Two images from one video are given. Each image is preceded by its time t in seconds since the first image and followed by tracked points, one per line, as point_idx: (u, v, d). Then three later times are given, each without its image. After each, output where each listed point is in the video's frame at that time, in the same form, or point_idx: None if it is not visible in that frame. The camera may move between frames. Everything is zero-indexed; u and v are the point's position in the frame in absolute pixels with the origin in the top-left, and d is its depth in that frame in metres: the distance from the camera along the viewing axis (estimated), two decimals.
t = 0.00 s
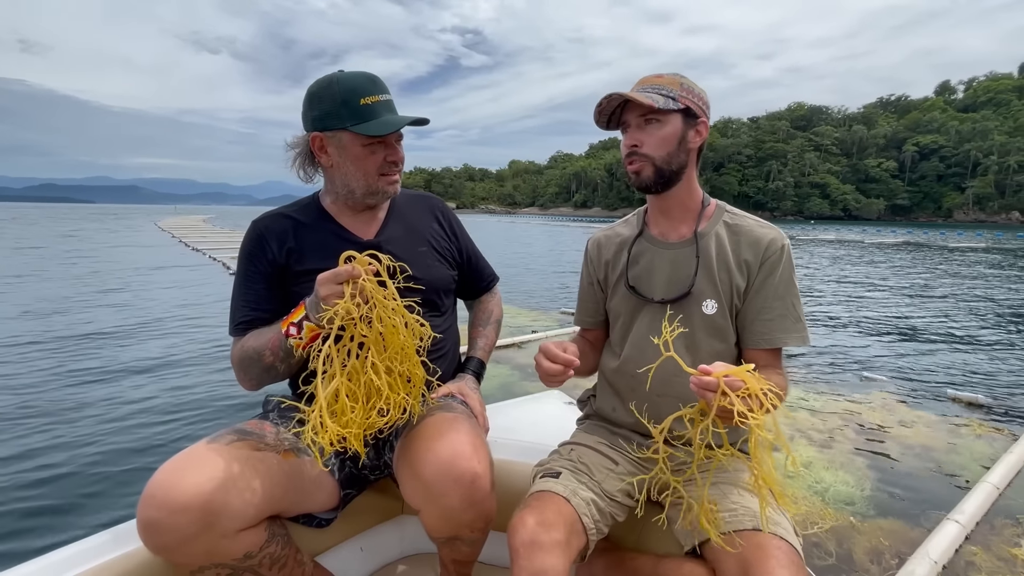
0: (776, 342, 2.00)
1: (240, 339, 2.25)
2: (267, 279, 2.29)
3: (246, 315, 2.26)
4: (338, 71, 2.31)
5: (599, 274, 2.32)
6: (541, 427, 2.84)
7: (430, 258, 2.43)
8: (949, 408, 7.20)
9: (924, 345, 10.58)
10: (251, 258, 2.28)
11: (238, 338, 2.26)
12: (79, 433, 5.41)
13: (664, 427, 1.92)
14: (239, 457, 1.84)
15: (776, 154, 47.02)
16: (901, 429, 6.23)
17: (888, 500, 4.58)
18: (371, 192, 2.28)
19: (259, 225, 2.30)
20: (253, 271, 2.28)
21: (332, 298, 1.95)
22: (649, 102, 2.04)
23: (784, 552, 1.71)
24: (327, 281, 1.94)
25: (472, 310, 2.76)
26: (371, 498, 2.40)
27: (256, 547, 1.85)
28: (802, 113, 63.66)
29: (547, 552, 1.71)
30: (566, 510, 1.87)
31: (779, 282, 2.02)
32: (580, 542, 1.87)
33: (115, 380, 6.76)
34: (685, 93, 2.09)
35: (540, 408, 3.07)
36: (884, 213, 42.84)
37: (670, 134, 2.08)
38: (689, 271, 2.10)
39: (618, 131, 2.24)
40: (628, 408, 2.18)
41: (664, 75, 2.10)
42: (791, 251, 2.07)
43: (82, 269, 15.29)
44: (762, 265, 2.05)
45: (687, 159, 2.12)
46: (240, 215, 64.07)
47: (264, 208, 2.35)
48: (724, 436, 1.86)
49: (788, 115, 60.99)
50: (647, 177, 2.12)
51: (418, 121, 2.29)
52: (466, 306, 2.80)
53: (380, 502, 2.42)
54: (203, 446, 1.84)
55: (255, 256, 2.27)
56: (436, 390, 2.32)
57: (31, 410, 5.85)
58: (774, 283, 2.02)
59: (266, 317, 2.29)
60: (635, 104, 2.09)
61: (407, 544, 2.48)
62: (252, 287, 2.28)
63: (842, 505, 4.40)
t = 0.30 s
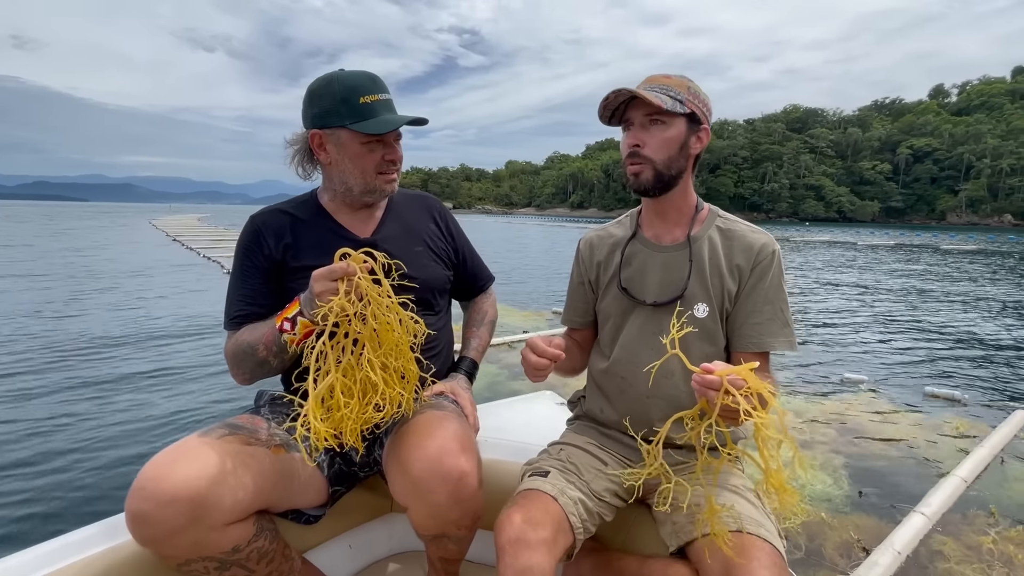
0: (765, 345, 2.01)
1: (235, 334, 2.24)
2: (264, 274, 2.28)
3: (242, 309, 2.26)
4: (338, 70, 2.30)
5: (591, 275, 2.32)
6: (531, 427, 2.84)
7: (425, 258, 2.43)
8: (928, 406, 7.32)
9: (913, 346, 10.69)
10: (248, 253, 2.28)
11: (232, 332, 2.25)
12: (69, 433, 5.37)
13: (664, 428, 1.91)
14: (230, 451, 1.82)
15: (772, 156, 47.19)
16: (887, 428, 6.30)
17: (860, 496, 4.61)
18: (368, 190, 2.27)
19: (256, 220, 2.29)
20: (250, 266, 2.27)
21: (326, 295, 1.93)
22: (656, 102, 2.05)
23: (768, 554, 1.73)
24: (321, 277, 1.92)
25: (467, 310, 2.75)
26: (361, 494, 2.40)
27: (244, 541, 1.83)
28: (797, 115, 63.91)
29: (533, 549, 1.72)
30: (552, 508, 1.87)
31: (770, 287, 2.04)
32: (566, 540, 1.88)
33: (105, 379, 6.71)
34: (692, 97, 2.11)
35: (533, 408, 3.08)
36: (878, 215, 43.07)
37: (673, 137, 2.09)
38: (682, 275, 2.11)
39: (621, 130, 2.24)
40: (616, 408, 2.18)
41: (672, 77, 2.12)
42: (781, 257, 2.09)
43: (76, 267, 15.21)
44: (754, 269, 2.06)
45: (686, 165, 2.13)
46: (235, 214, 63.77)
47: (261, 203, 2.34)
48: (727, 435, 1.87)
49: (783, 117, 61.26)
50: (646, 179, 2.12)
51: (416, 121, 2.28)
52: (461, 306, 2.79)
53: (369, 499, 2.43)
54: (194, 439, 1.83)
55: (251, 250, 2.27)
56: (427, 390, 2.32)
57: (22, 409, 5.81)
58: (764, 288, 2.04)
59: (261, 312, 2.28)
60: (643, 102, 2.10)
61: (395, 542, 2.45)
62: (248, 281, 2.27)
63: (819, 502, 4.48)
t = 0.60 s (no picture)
0: (754, 346, 2.02)
1: (228, 330, 2.23)
2: (258, 272, 2.28)
3: (235, 306, 2.25)
4: (335, 69, 2.30)
5: (583, 273, 2.32)
6: (523, 426, 2.84)
7: (420, 257, 2.42)
8: (908, 405, 7.37)
9: (905, 346, 10.76)
10: (242, 250, 2.27)
11: (225, 329, 2.24)
12: (64, 432, 5.34)
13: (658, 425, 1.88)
14: (220, 449, 1.82)
15: (768, 158, 47.40)
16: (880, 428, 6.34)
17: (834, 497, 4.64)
18: (363, 188, 2.27)
19: (251, 217, 2.29)
20: (244, 263, 2.26)
21: (321, 290, 1.94)
22: (662, 102, 2.06)
23: (753, 550, 1.74)
24: (316, 273, 1.93)
25: (461, 310, 2.74)
26: (351, 492, 2.38)
27: (233, 539, 1.81)
28: (793, 117, 64.18)
29: (521, 546, 1.73)
30: (541, 506, 1.88)
31: (760, 288, 2.05)
32: (555, 537, 1.88)
33: (99, 378, 6.69)
34: (695, 100, 2.14)
35: (525, 408, 3.08)
36: (873, 217, 43.30)
37: (675, 138, 2.10)
38: (674, 275, 2.11)
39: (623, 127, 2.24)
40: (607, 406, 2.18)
41: (676, 78, 2.13)
42: (772, 259, 2.11)
43: (71, 265, 15.12)
44: (744, 271, 2.07)
45: (685, 167, 2.15)
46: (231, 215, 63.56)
47: (256, 201, 2.34)
48: (721, 435, 1.85)
49: (779, 119, 61.53)
50: (647, 179, 2.12)
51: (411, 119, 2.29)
52: (455, 307, 2.78)
53: (359, 497, 2.41)
54: (184, 436, 1.82)
55: (245, 248, 2.26)
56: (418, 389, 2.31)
57: (14, 407, 5.78)
58: (755, 288, 2.05)
59: (255, 309, 2.27)
60: (648, 101, 2.10)
61: (386, 541, 2.45)
62: (241, 279, 2.26)
63: (797, 502, 4.53)
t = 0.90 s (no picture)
0: (752, 346, 2.04)
1: (228, 332, 2.22)
2: (258, 274, 2.27)
3: (235, 308, 2.24)
4: (335, 74, 2.30)
5: (582, 271, 2.31)
6: (522, 426, 2.84)
7: (419, 259, 2.42)
8: (886, 404, 7.48)
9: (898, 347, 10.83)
10: (243, 253, 2.26)
11: (225, 331, 2.22)
12: (61, 429, 5.32)
13: (659, 425, 1.87)
14: (221, 449, 1.81)
15: (763, 159, 47.57)
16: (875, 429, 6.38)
17: (814, 492, 4.79)
18: (364, 193, 2.26)
19: (252, 220, 2.27)
20: (245, 266, 2.25)
21: (323, 293, 1.94)
22: (665, 109, 2.06)
23: (746, 545, 1.74)
24: (318, 275, 1.92)
25: (460, 312, 2.74)
26: (351, 493, 2.37)
27: (235, 539, 1.81)
28: (788, 118, 64.41)
29: (519, 543, 1.72)
30: (539, 504, 1.87)
31: (758, 289, 2.06)
32: (552, 535, 1.88)
33: (96, 376, 6.66)
34: (697, 106, 2.14)
35: (523, 408, 3.08)
36: (868, 219, 43.53)
37: (678, 144, 2.11)
38: (674, 274, 2.12)
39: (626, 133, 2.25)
40: (604, 404, 2.18)
41: (679, 83, 2.13)
42: (769, 260, 2.12)
43: (64, 264, 14.97)
44: (743, 271, 2.08)
45: (687, 172, 2.16)
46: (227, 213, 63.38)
47: (257, 204, 2.33)
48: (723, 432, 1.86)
49: (774, 121, 61.77)
50: (651, 184, 2.13)
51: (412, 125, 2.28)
52: (453, 308, 2.77)
53: (360, 497, 2.40)
54: (185, 438, 1.81)
55: (246, 250, 2.25)
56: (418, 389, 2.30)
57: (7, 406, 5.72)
58: (754, 289, 2.06)
59: (255, 312, 2.26)
60: (651, 107, 2.11)
61: (387, 540, 2.44)
62: (242, 281, 2.25)
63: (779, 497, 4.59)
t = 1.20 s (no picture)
0: (743, 350, 2.05)
1: (230, 341, 2.23)
2: (259, 283, 2.28)
3: (237, 317, 2.25)
4: (333, 86, 2.30)
5: (580, 270, 2.31)
6: (522, 429, 2.85)
7: (418, 266, 2.42)
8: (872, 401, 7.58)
9: (892, 347, 10.91)
10: (243, 263, 2.27)
11: (228, 340, 2.24)
12: (56, 429, 5.28)
13: (660, 429, 1.85)
14: (225, 454, 1.81)
15: (758, 161, 47.72)
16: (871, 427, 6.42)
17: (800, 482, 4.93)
18: (363, 203, 2.27)
19: (252, 229, 2.28)
20: (245, 275, 2.26)
21: (323, 304, 1.93)
22: (672, 118, 2.07)
23: (742, 542, 1.75)
24: (318, 287, 1.92)
25: (459, 318, 2.74)
26: (352, 497, 2.37)
27: (240, 542, 1.81)
28: (783, 119, 64.69)
29: (518, 543, 1.73)
30: (537, 504, 1.88)
31: (751, 295, 2.07)
32: (551, 535, 1.88)
33: (91, 375, 6.62)
34: (703, 117, 2.16)
35: (521, 411, 3.09)
36: (862, 220, 43.77)
37: (682, 154, 2.12)
38: (670, 279, 2.13)
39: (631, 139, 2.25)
40: (601, 407, 2.19)
41: (688, 93, 2.14)
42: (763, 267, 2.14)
43: (58, 264, 14.85)
44: (737, 277, 2.10)
45: (689, 181, 2.18)
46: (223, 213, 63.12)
47: (257, 213, 2.34)
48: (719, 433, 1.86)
49: (769, 122, 62.01)
50: (653, 192, 2.14)
51: (411, 135, 2.29)
52: (452, 314, 2.78)
53: (361, 502, 2.40)
54: (191, 443, 1.82)
55: (246, 260, 2.26)
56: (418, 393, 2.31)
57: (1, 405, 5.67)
58: (746, 295, 2.07)
59: (257, 320, 2.28)
60: (657, 116, 2.12)
61: (389, 543, 2.44)
62: (243, 290, 2.26)
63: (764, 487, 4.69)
